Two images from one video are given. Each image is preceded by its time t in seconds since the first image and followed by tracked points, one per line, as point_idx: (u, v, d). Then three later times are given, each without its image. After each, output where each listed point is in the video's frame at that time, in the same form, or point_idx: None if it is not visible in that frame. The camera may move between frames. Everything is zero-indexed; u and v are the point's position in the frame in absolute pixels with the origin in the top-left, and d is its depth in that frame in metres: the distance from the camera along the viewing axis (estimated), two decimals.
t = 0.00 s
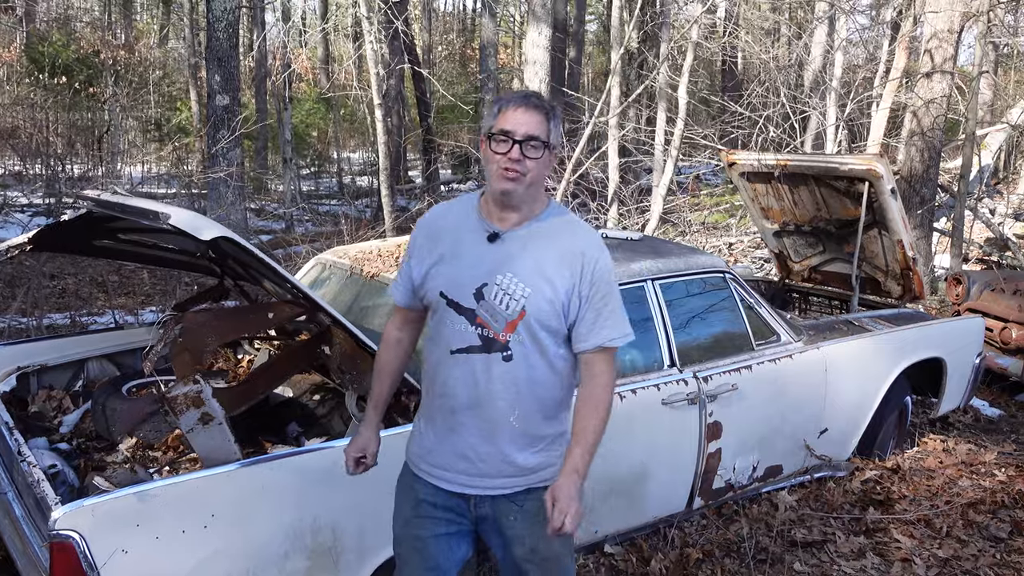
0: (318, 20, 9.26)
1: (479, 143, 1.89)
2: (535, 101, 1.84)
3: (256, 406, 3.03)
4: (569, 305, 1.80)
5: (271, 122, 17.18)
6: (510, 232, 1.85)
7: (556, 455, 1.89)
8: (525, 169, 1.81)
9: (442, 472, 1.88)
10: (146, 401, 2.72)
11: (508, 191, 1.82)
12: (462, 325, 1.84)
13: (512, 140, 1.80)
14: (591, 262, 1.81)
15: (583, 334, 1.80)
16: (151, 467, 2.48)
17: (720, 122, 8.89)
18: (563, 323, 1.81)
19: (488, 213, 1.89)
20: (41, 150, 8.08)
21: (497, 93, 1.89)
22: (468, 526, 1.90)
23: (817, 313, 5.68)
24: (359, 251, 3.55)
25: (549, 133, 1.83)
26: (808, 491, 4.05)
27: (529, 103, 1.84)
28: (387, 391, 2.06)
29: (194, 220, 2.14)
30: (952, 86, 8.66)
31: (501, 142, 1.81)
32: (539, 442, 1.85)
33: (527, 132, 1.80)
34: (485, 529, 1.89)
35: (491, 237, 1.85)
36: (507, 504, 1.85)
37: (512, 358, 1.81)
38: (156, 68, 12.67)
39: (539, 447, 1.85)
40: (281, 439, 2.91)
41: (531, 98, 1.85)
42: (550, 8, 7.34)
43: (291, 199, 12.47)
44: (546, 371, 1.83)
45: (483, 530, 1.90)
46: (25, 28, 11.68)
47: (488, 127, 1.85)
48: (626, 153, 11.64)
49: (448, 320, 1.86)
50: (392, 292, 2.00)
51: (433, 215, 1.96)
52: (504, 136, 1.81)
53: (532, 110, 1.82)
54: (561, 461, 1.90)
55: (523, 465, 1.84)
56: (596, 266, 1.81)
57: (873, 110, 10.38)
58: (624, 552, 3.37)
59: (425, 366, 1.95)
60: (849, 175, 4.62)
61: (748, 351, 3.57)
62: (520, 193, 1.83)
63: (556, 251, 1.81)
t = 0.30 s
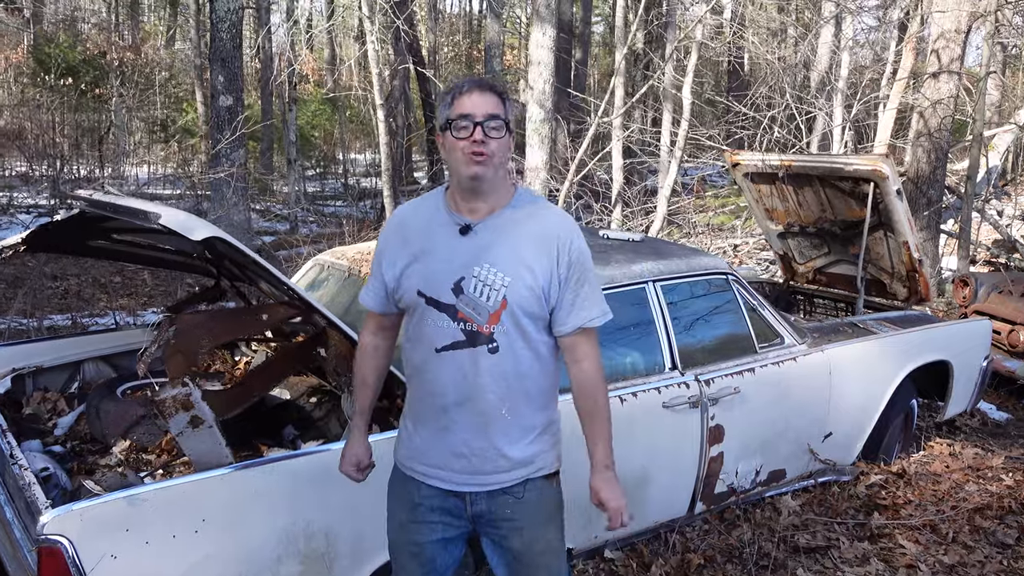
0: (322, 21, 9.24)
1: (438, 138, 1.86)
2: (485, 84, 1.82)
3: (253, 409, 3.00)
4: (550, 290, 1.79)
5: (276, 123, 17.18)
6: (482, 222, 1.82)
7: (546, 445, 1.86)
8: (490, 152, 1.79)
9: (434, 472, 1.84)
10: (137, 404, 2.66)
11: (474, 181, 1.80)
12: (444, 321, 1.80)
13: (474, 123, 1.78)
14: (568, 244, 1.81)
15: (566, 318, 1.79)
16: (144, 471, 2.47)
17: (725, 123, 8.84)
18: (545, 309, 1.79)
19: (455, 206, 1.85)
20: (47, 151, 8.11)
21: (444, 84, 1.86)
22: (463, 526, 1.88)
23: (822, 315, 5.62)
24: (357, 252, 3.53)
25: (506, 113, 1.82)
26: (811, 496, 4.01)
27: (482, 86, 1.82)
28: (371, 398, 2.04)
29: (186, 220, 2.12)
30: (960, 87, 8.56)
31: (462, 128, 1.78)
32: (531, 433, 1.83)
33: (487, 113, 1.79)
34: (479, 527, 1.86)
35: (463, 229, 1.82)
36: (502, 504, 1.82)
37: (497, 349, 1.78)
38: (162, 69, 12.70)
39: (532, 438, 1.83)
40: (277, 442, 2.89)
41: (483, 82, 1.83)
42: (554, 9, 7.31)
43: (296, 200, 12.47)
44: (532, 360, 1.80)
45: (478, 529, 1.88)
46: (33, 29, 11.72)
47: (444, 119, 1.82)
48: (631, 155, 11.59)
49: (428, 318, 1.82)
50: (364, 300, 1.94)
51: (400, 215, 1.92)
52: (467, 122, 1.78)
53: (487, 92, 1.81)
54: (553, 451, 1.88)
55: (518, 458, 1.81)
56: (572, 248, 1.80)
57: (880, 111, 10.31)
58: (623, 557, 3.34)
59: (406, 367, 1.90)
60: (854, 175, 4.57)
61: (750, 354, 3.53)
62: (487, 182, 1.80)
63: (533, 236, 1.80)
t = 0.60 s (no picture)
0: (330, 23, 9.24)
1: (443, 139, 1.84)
2: (489, 84, 1.78)
3: (251, 410, 3.00)
4: (561, 290, 1.76)
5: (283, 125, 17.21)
6: (491, 222, 1.79)
7: (555, 452, 1.83)
8: (493, 156, 1.76)
9: (440, 478, 1.83)
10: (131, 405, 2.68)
11: (480, 183, 1.77)
12: (453, 322, 1.79)
13: (474, 129, 1.75)
14: (579, 242, 1.78)
15: (578, 316, 1.76)
16: (140, 472, 2.46)
17: (732, 125, 8.80)
18: (556, 309, 1.77)
19: (464, 207, 1.83)
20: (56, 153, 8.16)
21: (449, 84, 1.83)
22: (466, 530, 1.85)
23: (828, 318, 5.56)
24: (357, 253, 3.52)
25: (510, 114, 1.77)
26: (816, 501, 3.97)
27: (483, 87, 1.78)
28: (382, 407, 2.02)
29: (180, 220, 2.15)
30: (970, 88, 8.48)
31: (464, 134, 1.76)
32: (541, 438, 1.80)
33: (487, 115, 1.75)
34: (481, 532, 1.84)
35: (472, 229, 1.80)
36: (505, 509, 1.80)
37: (507, 350, 1.76)
38: (171, 71, 12.74)
39: (543, 444, 1.81)
40: (276, 444, 2.88)
41: (482, 82, 1.79)
42: (561, 10, 7.29)
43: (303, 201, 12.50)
44: (542, 360, 1.78)
45: (480, 534, 1.85)
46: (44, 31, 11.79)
47: (447, 122, 1.80)
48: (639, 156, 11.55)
49: (437, 319, 1.81)
50: (375, 304, 1.94)
51: (409, 216, 1.91)
52: (469, 128, 1.75)
53: (487, 95, 1.77)
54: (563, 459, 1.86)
55: (526, 464, 1.79)
56: (582, 246, 1.77)
57: (889, 113, 10.23)
58: (624, 562, 3.32)
59: (416, 371, 1.89)
60: (861, 177, 4.53)
61: (754, 356, 3.50)
62: (495, 182, 1.78)
63: (542, 234, 1.77)
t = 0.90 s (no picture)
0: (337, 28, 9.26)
1: (483, 140, 1.81)
2: (544, 97, 1.76)
3: (251, 415, 2.99)
4: (592, 307, 1.74)
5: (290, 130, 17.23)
6: (525, 234, 1.77)
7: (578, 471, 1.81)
8: (539, 171, 1.74)
9: (461, 491, 1.79)
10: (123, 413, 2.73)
11: (521, 194, 1.76)
12: (480, 334, 1.76)
13: (521, 139, 1.72)
14: (613, 260, 1.75)
15: (607, 335, 1.73)
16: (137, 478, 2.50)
17: (738, 128, 8.75)
18: (586, 327, 1.74)
19: (499, 216, 1.81)
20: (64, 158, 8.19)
21: (500, 90, 1.80)
22: (473, 539, 1.82)
23: (834, 323, 5.50)
24: (358, 256, 3.51)
25: (558, 129, 1.76)
26: (822, 507, 3.93)
27: (535, 97, 1.76)
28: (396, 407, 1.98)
29: (174, 222, 2.16)
30: (978, 92, 8.44)
31: (510, 142, 1.73)
32: (564, 456, 1.77)
33: (538, 130, 1.73)
34: (492, 541, 1.81)
35: (505, 239, 1.78)
36: (512, 518, 1.77)
37: (535, 366, 1.73)
38: (179, 75, 12.78)
39: (567, 462, 1.78)
40: (274, 448, 2.87)
41: (537, 90, 1.77)
42: (567, 13, 7.27)
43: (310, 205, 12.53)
44: (571, 378, 1.75)
45: (490, 543, 1.82)
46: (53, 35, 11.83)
47: (493, 127, 1.77)
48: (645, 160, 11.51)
49: (464, 328, 1.78)
50: (401, 305, 1.92)
51: (440, 220, 1.88)
52: (513, 136, 1.73)
53: (540, 107, 1.75)
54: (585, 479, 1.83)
55: (548, 481, 1.76)
56: (616, 265, 1.75)
57: (898, 116, 10.16)
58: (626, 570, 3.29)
59: (438, 379, 1.87)
60: (867, 180, 4.50)
61: (759, 361, 3.46)
62: (534, 194, 1.76)
63: (575, 250, 1.74)
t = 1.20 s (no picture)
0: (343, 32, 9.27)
1: (510, 146, 1.76)
2: (583, 121, 1.73)
3: (253, 419, 2.98)
4: (601, 313, 1.73)
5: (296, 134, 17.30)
6: (537, 238, 1.76)
7: (581, 481, 1.78)
8: (569, 195, 1.73)
9: (457, 495, 1.75)
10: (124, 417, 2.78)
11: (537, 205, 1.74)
12: (484, 334, 1.74)
13: (560, 164, 1.69)
14: (622, 268, 1.75)
15: (618, 342, 1.74)
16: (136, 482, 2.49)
17: (744, 131, 8.72)
18: (594, 333, 1.74)
19: (512, 217, 1.80)
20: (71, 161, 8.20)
21: (538, 97, 1.73)
22: (475, 548, 1.78)
23: (841, 326, 5.48)
24: (360, 258, 3.51)
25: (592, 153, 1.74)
26: (828, 513, 3.90)
27: (573, 117, 1.72)
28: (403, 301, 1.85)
29: (173, 224, 2.16)
30: (986, 95, 8.40)
31: (547, 165, 1.70)
32: (567, 464, 1.75)
33: (576, 156, 1.69)
34: (494, 550, 1.77)
35: (517, 241, 1.76)
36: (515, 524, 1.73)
37: (538, 368, 1.71)
38: (186, 79, 12.82)
39: (569, 470, 1.75)
40: (276, 452, 2.86)
41: (577, 109, 1.73)
42: (573, 16, 7.26)
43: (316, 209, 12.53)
44: (576, 383, 1.74)
45: (493, 551, 1.79)
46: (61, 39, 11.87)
47: (527, 140, 1.72)
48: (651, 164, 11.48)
49: (468, 328, 1.76)
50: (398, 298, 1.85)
51: (449, 218, 1.86)
52: (550, 158, 1.69)
53: (579, 133, 1.71)
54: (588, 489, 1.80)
55: (549, 487, 1.73)
56: (626, 273, 1.75)
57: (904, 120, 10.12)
58: None
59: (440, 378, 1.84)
60: (874, 183, 4.47)
61: (765, 365, 3.43)
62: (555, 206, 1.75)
63: (586, 257, 1.74)
